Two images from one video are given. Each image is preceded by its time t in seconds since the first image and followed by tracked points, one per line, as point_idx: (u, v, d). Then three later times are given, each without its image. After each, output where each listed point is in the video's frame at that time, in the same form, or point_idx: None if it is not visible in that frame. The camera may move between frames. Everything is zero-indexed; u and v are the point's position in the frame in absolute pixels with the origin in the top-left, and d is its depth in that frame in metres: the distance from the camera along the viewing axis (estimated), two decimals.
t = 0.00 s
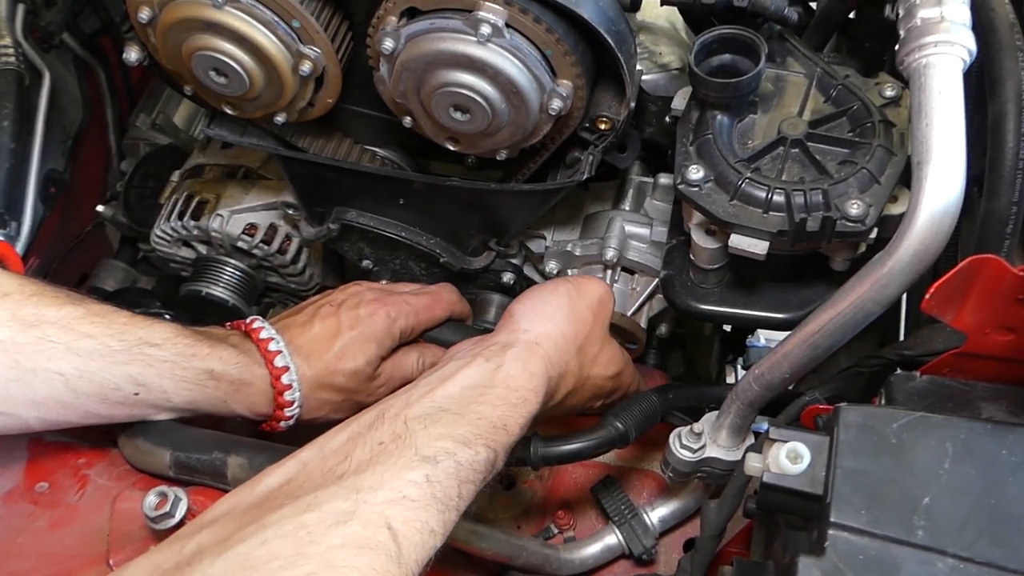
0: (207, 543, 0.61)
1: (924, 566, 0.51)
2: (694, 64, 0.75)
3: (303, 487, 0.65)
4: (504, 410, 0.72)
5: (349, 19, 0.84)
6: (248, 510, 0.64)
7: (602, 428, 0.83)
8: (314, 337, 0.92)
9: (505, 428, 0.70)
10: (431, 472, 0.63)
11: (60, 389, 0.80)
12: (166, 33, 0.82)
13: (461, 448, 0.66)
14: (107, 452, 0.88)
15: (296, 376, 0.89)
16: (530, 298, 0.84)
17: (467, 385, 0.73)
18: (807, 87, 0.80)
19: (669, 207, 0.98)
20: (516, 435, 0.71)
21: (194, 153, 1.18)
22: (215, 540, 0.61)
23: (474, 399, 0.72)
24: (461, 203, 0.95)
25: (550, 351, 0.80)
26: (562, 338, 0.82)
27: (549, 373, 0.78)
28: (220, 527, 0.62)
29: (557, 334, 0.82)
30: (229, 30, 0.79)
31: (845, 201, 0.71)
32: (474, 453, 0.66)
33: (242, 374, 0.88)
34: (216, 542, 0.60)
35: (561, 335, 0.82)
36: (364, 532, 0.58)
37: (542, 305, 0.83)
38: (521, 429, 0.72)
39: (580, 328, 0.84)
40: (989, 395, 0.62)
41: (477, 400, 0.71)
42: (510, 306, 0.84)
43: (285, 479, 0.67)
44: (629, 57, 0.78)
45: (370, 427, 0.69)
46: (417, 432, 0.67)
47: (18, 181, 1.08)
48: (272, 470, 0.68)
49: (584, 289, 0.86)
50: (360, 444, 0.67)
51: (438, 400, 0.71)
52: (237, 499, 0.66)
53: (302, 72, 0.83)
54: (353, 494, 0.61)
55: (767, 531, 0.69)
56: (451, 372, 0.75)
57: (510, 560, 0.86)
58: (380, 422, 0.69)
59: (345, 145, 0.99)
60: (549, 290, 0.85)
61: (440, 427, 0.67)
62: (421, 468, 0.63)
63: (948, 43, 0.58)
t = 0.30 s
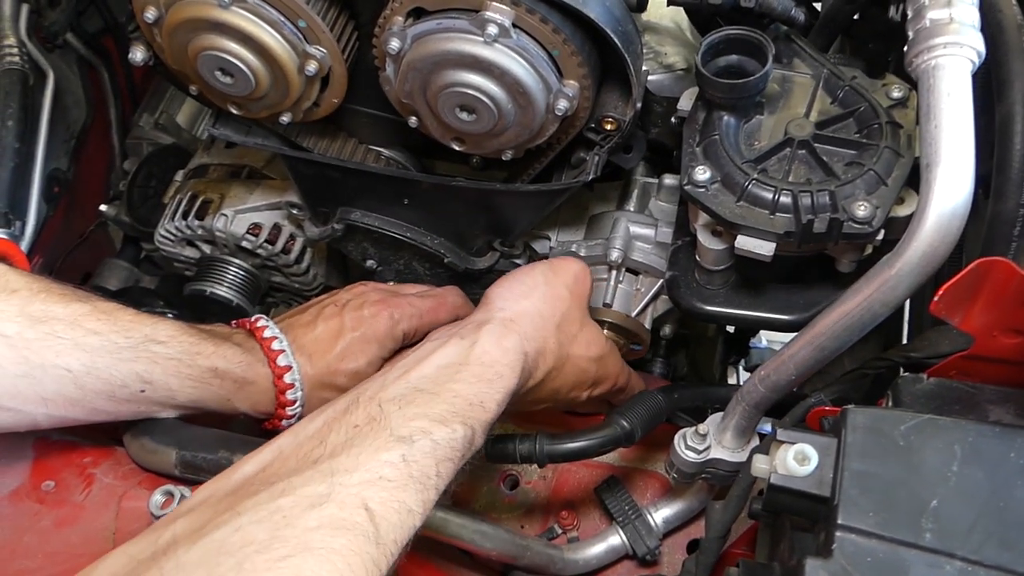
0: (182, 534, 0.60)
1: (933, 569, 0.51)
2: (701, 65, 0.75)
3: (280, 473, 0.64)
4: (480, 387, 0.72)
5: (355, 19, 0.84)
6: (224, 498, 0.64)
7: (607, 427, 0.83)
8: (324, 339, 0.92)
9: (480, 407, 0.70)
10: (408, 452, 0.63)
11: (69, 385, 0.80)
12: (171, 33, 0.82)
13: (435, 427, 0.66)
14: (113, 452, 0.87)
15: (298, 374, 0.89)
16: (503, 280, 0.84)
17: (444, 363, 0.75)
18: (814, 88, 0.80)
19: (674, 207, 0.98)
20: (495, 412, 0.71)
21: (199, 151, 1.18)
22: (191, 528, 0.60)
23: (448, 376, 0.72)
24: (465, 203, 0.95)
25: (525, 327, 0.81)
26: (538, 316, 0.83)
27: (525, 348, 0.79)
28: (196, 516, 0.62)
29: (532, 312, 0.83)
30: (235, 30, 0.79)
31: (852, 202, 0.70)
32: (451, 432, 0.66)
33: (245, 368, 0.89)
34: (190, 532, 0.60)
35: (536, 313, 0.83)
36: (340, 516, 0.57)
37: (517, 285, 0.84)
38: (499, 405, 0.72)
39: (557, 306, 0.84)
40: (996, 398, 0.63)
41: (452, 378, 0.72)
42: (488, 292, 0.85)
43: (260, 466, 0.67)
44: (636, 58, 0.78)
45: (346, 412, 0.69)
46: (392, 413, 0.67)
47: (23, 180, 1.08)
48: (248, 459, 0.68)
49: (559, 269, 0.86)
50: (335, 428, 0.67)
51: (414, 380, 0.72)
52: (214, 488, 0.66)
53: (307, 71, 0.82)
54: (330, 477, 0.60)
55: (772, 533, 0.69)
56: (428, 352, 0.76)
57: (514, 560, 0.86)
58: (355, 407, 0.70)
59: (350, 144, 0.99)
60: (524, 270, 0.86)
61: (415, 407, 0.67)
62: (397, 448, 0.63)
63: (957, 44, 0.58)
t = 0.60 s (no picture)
0: (170, 538, 0.59)
1: (931, 571, 0.51)
2: (701, 66, 0.75)
3: (269, 476, 0.64)
4: (470, 387, 0.72)
5: (355, 20, 0.84)
6: (215, 500, 0.63)
7: (608, 427, 0.83)
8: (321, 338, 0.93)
9: (470, 406, 0.70)
10: (397, 453, 0.62)
11: (69, 384, 0.80)
12: (171, 32, 0.82)
13: (425, 427, 0.65)
14: (113, 452, 0.88)
15: (295, 372, 0.89)
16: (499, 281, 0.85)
17: (433, 363, 0.74)
18: (813, 88, 0.80)
19: (674, 206, 0.99)
20: (484, 410, 0.71)
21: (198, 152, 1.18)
22: (181, 532, 0.60)
23: (439, 377, 0.72)
24: (465, 203, 0.95)
25: (517, 327, 0.81)
26: (531, 318, 0.83)
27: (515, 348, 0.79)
28: (185, 519, 0.61)
29: (526, 313, 0.83)
30: (234, 30, 0.79)
31: (852, 204, 0.70)
32: (441, 432, 0.65)
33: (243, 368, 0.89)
34: (182, 536, 0.59)
35: (531, 315, 0.83)
36: (329, 519, 0.57)
37: (511, 286, 0.84)
38: (488, 405, 0.72)
39: (551, 308, 0.85)
40: (996, 399, 0.63)
41: (442, 378, 0.72)
42: (481, 291, 0.85)
43: (250, 468, 0.66)
44: (636, 58, 0.78)
45: (336, 413, 0.69)
46: (381, 415, 0.66)
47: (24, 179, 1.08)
48: (237, 461, 0.67)
49: (555, 270, 0.87)
50: (324, 430, 0.67)
51: (404, 380, 0.71)
52: (202, 491, 0.66)
53: (307, 72, 0.82)
54: (319, 480, 0.60)
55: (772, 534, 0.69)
56: (418, 352, 0.76)
57: (515, 560, 0.86)
58: (344, 408, 0.69)
59: (350, 144, 0.99)
60: (522, 270, 0.86)
61: (404, 409, 0.67)
62: (386, 450, 0.62)
63: (958, 46, 0.58)
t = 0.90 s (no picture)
0: (174, 554, 0.60)
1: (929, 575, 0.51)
2: (697, 67, 0.74)
3: (270, 491, 0.64)
4: (470, 405, 0.71)
5: (349, 23, 0.83)
6: (216, 516, 0.64)
7: (605, 430, 0.83)
8: (324, 346, 0.93)
9: (471, 424, 0.69)
10: (398, 470, 0.61)
11: (67, 396, 0.80)
12: (164, 38, 0.81)
13: (427, 445, 0.64)
14: (110, 461, 0.88)
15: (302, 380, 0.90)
16: (492, 298, 0.84)
17: (433, 382, 0.73)
18: (809, 88, 0.79)
19: (670, 207, 0.98)
20: (484, 429, 0.70)
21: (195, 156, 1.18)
22: (184, 548, 0.60)
23: (437, 396, 0.71)
24: (461, 206, 0.94)
25: (517, 345, 0.80)
26: (529, 335, 0.82)
27: (514, 366, 0.78)
28: (187, 535, 0.62)
29: (523, 329, 0.82)
30: (228, 36, 0.78)
31: (848, 204, 0.70)
32: (442, 449, 0.65)
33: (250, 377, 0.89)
34: (185, 552, 0.59)
35: (528, 332, 0.82)
36: (330, 536, 0.56)
37: (507, 303, 0.83)
38: (488, 423, 0.71)
39: (548, 323, 0.84)
40: (993, 400, 0.62)
41: (441, 396, 0.71)
42: (478, 307, 0.84)
43: (252, 484, 0.67)
44: (630, 60, 0.77)
45: (337, 429, 0.68)
46: (382, 433, 0.66)
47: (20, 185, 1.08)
48: (239, 475, 0.68)
49: (551, 284, 0.87)
50: (326, 447, 0.66)
51: (404, 399, 0.70)
52: (204, 505, 0.66)
53: (301, 76, 0.82)
54: (321, 497, 0.59)
55: (770, 536, 0.69)
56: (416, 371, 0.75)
57: (514, 563, 0.85)
58: (347, 424, 0.69)
59: (346, 147, 0.98)
60: (517, 287, 0.86)
61: (405, 425, 0.66)
62: (388, 466, 0.62)
63: (953, 46, 0.58)
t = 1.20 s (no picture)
0: (162, 560, 0.60)
1: (925, 570, 0.51)
2: (695, 65, 0.75)
3: (260, 497, 0.64)
4: (460, 410, 0.71)
5: (349, 21, 0.84)
6: (201, 523, 0.64)
7: (604, 427, 0.83)
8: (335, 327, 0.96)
9: (461, 429, 0.69)
10: (388, 474, 0.61)
11: (79, 369, 0.80)
12: (164, 36, 0.82)
13: (417, 449, 0.64)
14: (112, 456, 0.89)
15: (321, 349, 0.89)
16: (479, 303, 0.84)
17: (424, 388, 0.73)
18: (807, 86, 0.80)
19: (670, 204, 0.99)
20: (475, 434, 0.70)
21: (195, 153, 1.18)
22: (170, 555, 0.60)
23: (428, 401, 0.71)
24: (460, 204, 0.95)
25: (504, 346, 0.80)
26: (517, 339, 0.82)
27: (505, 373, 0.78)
28: (175, 541, 0.62)
29: (511, 335, 0.82)
30: (228, 34, 0.79)
31: (846, 202, 0.70)
32: (432, 454, 0.64)
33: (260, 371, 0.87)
34: (172, 557, 0.60)
35: (517, 337, 0.82)
36: (319, 539, 0.56)
37: (492, 306, 0.83)
38: (478, 429, 0.71)
39: (537, 327, 0.84)
40: (990, 397, 0.63)
41: (431, 403, 0.70)
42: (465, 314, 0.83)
43: (239, 491, 0.66)
44: (629, 58, 0.78)
45: (327, 435, 0.68)
46: (372, 437, 0.65)
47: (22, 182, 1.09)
48: (227, 482, 0.68)
49: (539, 285, 0.87)
50: (315, 452, 0.66)
51: (394, 405, 0.70)
52: (192, 512, 0.66)
53: (301, 75, 0.82)
54: (311, 501, 0.59)
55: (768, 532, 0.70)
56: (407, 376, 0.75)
57: (513, 559, 0.86)
58: (336, 429, 0.68)
59: (346, 145, 0.99)
60: (503, 290, 0.85)
61: (395, 431, 0.66)
62: (378, 470, 0.62)
63: (950, 44, 0.58)
